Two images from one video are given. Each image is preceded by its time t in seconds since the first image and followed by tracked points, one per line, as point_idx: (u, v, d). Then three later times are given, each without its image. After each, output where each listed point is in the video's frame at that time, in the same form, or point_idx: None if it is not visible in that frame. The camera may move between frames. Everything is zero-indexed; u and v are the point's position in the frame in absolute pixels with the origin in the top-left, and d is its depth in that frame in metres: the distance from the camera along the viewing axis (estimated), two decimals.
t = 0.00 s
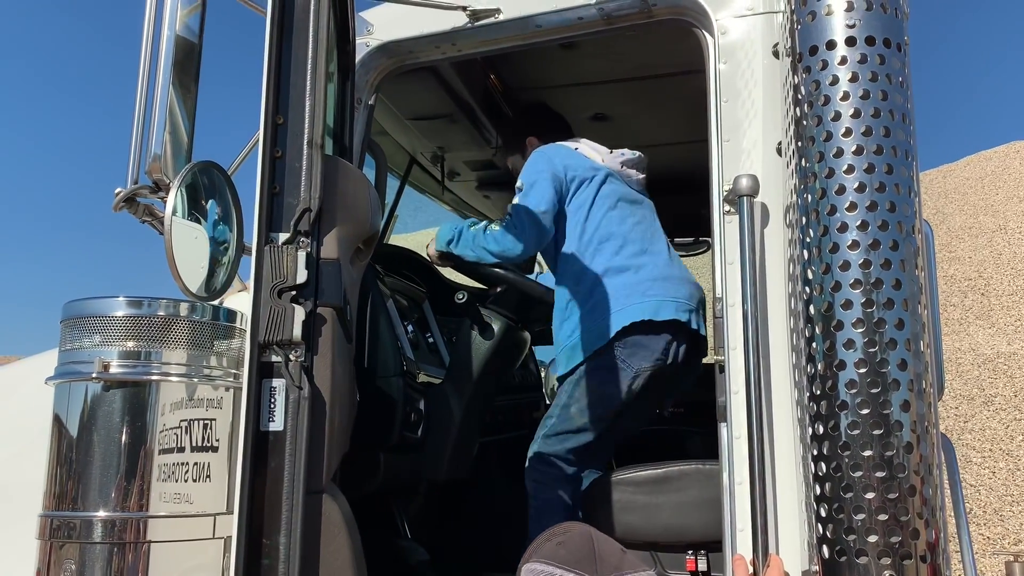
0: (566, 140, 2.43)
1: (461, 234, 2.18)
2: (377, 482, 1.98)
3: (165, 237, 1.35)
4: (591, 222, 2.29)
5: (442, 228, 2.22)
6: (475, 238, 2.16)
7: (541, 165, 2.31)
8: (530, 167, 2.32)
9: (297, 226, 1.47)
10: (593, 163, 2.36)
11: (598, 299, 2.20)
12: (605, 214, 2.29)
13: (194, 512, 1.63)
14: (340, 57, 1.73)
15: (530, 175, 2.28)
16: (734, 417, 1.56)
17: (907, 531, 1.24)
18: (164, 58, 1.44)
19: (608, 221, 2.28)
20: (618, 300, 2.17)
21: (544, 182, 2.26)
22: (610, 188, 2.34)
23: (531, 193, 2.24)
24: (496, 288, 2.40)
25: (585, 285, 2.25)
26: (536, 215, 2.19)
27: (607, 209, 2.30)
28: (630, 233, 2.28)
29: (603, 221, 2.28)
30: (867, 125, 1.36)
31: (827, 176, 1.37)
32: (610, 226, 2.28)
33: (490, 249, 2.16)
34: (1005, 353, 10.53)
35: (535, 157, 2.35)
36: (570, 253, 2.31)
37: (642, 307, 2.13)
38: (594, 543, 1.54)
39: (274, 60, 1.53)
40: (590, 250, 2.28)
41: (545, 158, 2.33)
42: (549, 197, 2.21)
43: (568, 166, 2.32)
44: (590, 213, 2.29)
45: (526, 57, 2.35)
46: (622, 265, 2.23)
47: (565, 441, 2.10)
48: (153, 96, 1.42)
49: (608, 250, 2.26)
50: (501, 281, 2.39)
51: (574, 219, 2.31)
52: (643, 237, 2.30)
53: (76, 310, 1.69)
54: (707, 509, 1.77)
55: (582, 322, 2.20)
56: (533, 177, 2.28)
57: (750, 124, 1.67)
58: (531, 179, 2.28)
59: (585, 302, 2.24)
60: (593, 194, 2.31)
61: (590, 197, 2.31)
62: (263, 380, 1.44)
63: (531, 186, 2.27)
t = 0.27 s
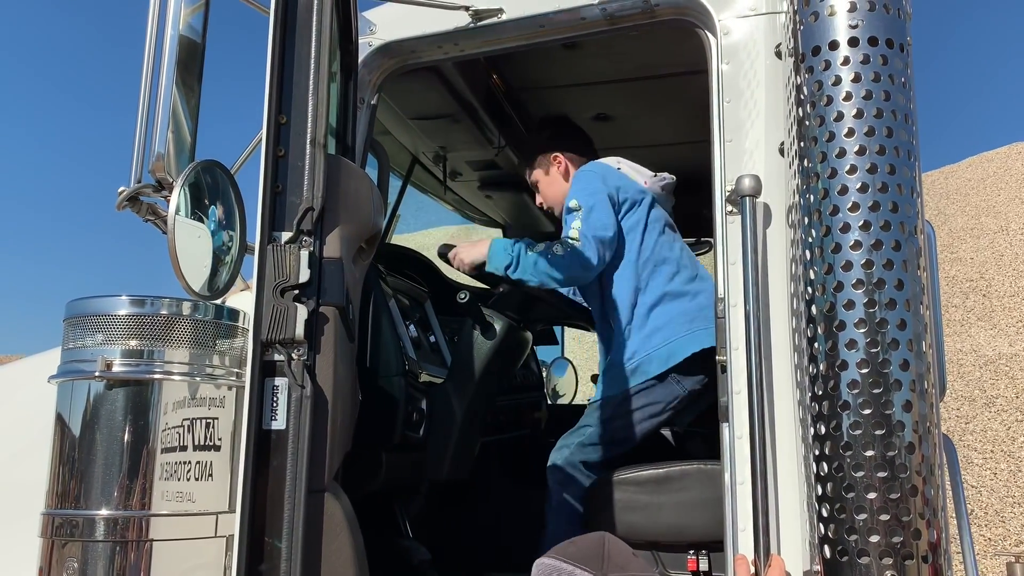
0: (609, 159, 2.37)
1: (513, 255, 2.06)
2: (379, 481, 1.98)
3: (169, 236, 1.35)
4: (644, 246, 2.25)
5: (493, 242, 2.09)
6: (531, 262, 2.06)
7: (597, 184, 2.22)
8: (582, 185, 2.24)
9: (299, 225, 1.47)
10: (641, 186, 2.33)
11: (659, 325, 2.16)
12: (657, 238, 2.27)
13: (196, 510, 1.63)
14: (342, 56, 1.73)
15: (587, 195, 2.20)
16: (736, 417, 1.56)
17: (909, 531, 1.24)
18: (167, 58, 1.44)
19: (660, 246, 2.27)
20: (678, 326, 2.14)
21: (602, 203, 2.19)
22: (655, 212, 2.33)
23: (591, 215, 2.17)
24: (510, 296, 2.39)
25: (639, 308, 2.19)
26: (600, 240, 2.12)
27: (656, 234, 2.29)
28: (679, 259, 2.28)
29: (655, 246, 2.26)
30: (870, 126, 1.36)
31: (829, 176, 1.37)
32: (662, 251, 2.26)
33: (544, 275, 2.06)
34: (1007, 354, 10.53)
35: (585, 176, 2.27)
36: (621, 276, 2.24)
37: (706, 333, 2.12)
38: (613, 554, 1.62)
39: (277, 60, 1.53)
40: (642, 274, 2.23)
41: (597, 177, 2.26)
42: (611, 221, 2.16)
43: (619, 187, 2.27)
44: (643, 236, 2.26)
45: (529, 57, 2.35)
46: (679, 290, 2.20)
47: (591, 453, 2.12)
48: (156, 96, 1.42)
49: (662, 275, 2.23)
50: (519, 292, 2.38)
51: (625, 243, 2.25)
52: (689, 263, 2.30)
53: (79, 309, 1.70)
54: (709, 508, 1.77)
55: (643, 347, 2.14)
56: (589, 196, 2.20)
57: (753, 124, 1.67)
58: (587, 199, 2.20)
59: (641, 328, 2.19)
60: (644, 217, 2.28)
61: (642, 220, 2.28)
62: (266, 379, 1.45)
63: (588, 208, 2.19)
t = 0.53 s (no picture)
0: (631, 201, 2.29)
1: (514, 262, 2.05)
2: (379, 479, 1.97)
3: (170, 233, 1.35)
4: (654, 297, 2.14)
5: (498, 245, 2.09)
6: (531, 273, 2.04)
7: (613, 226, 2.16)
8: (598, 225, 2.17)
9: (300, 222, 1.47)
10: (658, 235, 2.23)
11: (659, 382, 2.06)
12: (665, 292, 2.15)
13: (197, 507, 1.64)
14: (343, 54, 1.73)
15: (601, 236, 2.13)
16: (736, 415, 1.56)
17: (909, 529, 1.25)
18: (169, 55, 1.44)
19: (669, 301, 2.15)
20: (679, 383, 2.03)
21: (614, 246, 2.12)
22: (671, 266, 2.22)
23: (601, 257, 2.10)
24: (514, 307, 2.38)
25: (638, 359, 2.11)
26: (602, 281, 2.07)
27: (668, 287, 2.17)
28: (690, 315, 2.16)
29: (662, 300, 2.15)
30: (870, 124, 1.36)
31: (830, 175, 1.37)
32: (670, 304, 2.14)
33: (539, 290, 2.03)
34: (1007, 354, 10.53)
35: (602, 216, 2.19)
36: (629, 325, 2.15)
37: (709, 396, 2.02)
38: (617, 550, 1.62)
39: (279, 57, 1.53)
40: (649, 326, 2.13)
41: (614, 219, 2.17)
42: (618, 265, 2.09)
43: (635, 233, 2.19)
44: (653, 287, 2.15)
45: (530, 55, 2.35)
46: (687, 348, 2.09)
47: (583, 474, 2.11)
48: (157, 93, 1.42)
49: (671, 331, 2.12)
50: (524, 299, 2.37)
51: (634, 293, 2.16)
52: (701, 321, 2.18)
53: (80, 305, 1.70)
54: (709, 506, 1.77)
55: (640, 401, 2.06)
56: (604, 237, 2.13)
57: (753, 123, 1.67)
58: (599, 240, 2.13)
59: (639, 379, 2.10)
60: (657, 269, 2.17)
61: (654, 270, 2.17)
62: (267, 376, 1.44)
63: (600, 249, 2.12)
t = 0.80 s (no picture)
0: (664, 233, 2.29)
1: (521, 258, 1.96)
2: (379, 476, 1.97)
3: (168, 230, 1.35)
4: (664, 330, 2.13)
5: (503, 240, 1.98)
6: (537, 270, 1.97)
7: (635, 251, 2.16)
8: (624, 246, 2.18)
9: (298, 219, 1.47)
10: (681, 269, 2.22)
11: (654, 412, 2.06)
12: (677, 329, 2.14)
13: (195, 505, 1.64)
14: (342, 52, 1.72)
15: (623, 257, 2.14)
16: (734, 413, 1.56)
17: (906, 527, 1.25)
18: (167, 51, 1.44)
19: (678, 339, 2.14)
20: (674, 417, 2.02)
21: (633, 270, 2.13)
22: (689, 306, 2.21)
23: (618, 277, 2.10)
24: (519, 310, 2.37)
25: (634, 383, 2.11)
26: (615, 299, 2.09)
27: (680, 325, 2.16)
28: (700, 357, 2.15)
29: (672, 336, 2.14)
30: (869, 121, 1.36)
31: (828, 172, 1.38)
32: (680, 342, 2.13)
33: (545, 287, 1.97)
34: (1006, 353, 10.53)
35: (630, 239, 2.20)
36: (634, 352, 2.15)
37: (704, 438, 2.01)
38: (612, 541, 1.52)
39: (276, 54, 1.53)
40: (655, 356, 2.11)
41: (641, 246, 2.18)
42: (633, 287, 2.11)
43: (659, 263, 2.19)
44: (664, 321, 2.14)
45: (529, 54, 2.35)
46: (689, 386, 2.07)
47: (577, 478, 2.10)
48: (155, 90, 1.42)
49: (677, 365, 2.10)
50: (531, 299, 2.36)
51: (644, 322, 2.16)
52: (710, 366, 2.16)
53: (78, 302, 1.70)
54: (706, 504, 1.76)
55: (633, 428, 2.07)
56: (626, 259, 2.14)
57: (752, 121, 1.67)
58: (620, 260, 2.14)
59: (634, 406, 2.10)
60: (672, 305, 2.16)
61: (669, 305, 2.16)
62: (265, 372, 1.45)
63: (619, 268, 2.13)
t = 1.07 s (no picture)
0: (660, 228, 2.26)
1: (511, 252, 2.01)
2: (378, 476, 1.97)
3: (165, 230, 1.35)
4: (649, 326, 2.10)
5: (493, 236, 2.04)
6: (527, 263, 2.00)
7: (626, 246, 2.14)
8: (616, 240, 2.16)
9: (296, 218, 1.47)
10: (674, 265, 2.19)
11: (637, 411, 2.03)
12: (663, 325, 2.11)
13: (192, 504, 1.64)
14: (340, 51, 1.72)
15: (614, 251, 2.12)
16: (731, 412, 1.56)
17: (904, 526, 1.25)
18: (164, 51, 1.44)
19: (664, 336, 2.11)
20: (653, 415, 2.00)
21: (622, 265, 2.10)
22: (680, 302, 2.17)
23: (607, 270, 2.09)
24: (524, 311, 2.27)
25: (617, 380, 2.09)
26: (603, 292, 2.08)
27: (668, 322, 2.12)
28: (687, 355, 2.11)
29: (657, 333, 2.11)
30: (866, 121, 1.36)
31: (826, 171, 1.38)
32: (665, 339, 2.10)
33: (534, 281, 1.99)
34: (1004, 352, 10.53)
35: (623, 234, 2.18)
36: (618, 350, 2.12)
37: (683, 437, 1.97)
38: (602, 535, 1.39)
39: (274, 53, 1.53)
40: (639, 353, 2.09)
41: (633, 240, 2.16)
42: (622, 282, 2.09)
43: (650, 258, 2.16)
44: (650, 317, 2.11)
45: (527, 53, 2.34)
46: (670, 384, 2.04)
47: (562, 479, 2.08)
48: (152, 89, 1.42)
49: (659, 362, 2.07)
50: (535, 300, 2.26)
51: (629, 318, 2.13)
52: (697, 363, 2.12)
53: (76, 302, 1.69)
54: (704, 503, 1.76)
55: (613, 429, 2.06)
56: (616, 253, 2.12)
57: (750, 120, 1.67)
58: (611, 255, 2.12)
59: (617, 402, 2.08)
60: (660, 301, 2.13)
61: (657, 301, 2.12)
62: (262, 371, 1.45)
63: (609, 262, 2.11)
